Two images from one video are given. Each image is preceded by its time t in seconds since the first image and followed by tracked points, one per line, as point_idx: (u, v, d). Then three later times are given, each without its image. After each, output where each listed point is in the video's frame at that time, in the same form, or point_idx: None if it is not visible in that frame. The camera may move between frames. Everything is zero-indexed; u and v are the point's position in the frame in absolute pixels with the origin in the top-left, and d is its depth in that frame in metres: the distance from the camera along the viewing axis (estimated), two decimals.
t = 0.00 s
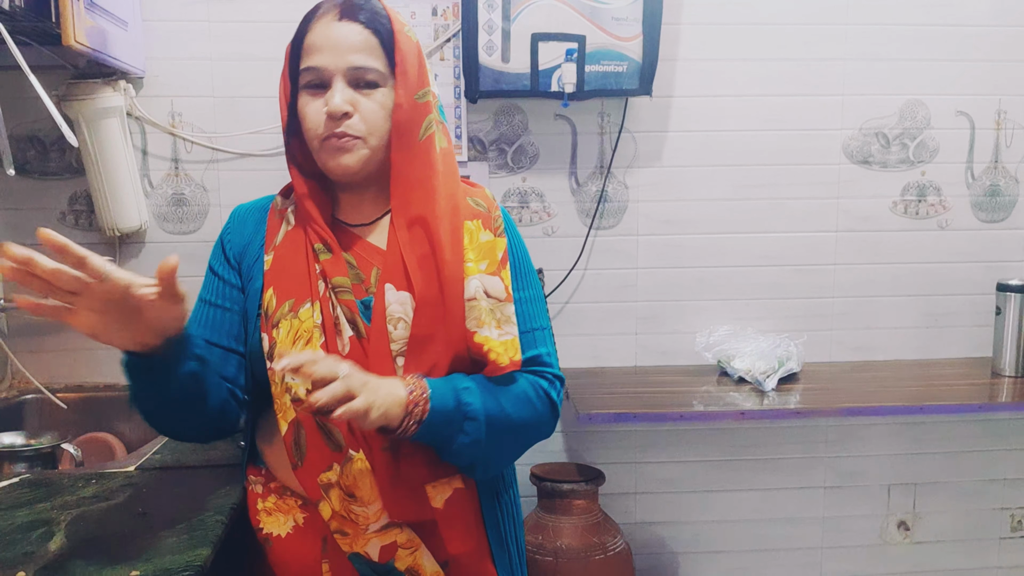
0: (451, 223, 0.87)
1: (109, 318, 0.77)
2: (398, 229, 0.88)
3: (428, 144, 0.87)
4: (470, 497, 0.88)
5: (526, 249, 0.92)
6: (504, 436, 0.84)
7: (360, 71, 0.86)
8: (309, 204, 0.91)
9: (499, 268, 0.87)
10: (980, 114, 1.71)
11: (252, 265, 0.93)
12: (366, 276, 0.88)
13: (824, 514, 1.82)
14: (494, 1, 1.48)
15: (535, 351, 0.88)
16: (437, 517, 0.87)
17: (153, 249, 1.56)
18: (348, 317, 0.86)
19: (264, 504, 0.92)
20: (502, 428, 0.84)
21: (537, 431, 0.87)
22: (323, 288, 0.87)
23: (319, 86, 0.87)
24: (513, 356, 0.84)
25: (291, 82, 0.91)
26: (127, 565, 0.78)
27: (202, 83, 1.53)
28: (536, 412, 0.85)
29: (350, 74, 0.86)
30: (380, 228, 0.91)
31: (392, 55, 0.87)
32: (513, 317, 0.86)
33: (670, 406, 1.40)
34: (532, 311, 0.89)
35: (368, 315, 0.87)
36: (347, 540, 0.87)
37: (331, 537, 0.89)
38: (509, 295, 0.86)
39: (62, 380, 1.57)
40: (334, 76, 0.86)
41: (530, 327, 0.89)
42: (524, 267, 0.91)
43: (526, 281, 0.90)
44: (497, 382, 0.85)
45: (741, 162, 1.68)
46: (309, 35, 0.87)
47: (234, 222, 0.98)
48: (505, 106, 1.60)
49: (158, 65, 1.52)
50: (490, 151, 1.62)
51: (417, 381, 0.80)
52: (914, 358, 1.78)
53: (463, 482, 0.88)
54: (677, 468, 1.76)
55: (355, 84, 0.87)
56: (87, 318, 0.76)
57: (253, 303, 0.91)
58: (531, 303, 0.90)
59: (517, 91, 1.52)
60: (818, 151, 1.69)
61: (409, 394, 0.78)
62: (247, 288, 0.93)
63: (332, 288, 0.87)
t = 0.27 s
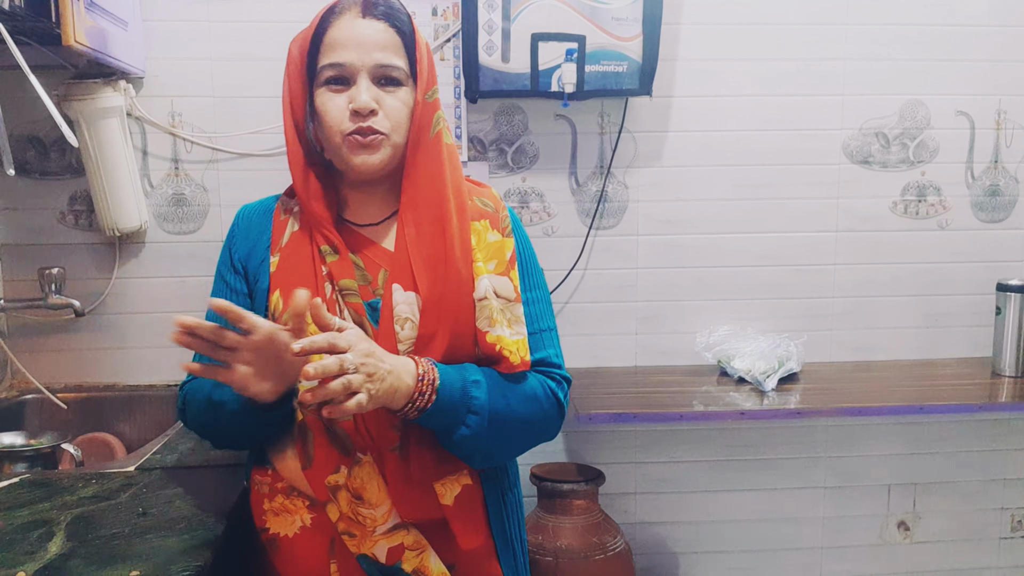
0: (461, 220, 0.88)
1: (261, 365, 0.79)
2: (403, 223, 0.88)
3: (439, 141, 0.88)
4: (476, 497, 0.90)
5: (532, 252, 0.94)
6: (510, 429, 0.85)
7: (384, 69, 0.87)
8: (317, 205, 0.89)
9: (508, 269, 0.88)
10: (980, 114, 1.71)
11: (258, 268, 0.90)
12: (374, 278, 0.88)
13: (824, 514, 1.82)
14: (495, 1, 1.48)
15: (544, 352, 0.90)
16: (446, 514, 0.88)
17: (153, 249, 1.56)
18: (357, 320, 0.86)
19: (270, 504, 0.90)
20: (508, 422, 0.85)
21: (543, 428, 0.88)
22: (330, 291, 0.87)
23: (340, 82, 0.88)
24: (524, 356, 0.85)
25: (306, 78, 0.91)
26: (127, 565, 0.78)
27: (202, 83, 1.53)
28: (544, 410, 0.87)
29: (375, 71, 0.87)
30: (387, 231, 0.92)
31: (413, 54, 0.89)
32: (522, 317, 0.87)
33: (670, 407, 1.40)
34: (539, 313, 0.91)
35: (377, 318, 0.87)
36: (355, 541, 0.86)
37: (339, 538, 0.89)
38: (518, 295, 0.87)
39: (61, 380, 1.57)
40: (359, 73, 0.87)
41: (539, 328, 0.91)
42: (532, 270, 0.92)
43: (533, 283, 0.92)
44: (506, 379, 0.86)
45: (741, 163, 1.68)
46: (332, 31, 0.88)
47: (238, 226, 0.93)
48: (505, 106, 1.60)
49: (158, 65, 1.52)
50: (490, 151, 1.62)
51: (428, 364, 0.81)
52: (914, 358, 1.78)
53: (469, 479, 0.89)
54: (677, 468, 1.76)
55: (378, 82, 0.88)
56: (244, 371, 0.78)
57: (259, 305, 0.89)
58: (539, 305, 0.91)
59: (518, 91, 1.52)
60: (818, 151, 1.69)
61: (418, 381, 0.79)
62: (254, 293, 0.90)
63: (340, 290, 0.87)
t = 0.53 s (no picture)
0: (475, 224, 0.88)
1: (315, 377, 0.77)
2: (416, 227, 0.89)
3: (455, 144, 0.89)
4: (490, 493, 0.90)
5: (540, 252, 0.94)
6: (517, 431, 0.86)
7: (400, 70, 0.87)
8: (330, 205, 0.89)
9: (519, 270, 0.88)
10: (980, 114, 1.71)
11: (269, 267, 0.90)
12: (389, 278, 0.88)
13: (824, 514, 1.82)
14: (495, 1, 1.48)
15: (550, 352, 0.90)
16: (461, 509, 0.88)
17: (153, 249, 1.56)
18: (374, 320, 0.87)
19: (281, 505, 0.89)
20: (512, 424, 0.85)
21: (551, 427, 0.88)
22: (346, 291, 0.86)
23: (356, 82, 0.87)
24: (532, 357, 0.86)
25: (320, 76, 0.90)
26: (127, 565, 0.78)
27: (202, 83, 1.53)
28: (549, 412, 0.87)
29: (391, 73, 0.87)
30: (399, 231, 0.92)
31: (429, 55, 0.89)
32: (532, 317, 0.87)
33: (670, 407, 1.41)
34: (547, 312, 0.91)
35: (393, 317, 0.87)
36: (372, 541, 0.86)
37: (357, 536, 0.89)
38: (528, 294, 0.87)
39: (61, 380, 1.57)
40: (376, 75, 0.86)
41: (547, 327, 0.91)
42: (540, 269, 0.93)
43: (541, 282, 0.92)
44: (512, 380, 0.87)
45: (741, 163, 1.68)
46: (349, 31, 0.87)
47: (247, 224, 0.92)
48: (505, 106, 1.60)
49: (158, 65, 1.52)
50: (490, 151, 1.62)
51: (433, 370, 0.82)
52: (915, 358, 1.78)
53: (482, 475, 0.89)
54: (678, 468, 1.76)
55: (395, 84, 0.87)
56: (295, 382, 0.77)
57: (271, 306, 0.89)
58: (546, 304, 0.91)
59: (518, 91, 1.52)
60: (818, 151, 1.69)
61: (420, 386, 0.80)
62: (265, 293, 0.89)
63: (356, 290, 0.87)
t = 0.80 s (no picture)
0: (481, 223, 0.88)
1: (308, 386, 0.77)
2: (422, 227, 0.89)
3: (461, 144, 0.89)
4: (501, 492, 0.90)
5: (546, 252, 0.95)
6: (530, 431, 0.86)
7: (405, 69, 0.87)
8: (336, 205, 0.89)
9: (526, 269, 0.88)
10: (980, 114, 1.71)
11: (273, 270, 0.89)
12: (397, 278, 0.88)
13: (825, 514, 1.82)
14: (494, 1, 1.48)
15: (558, 351, 0.91)
16: (475, 509, 0.88)
17: (153, 249, 1.56)
18: (384, 321, 0.86)
19: (290, 507, 0.89)
20: (527, 425, 0.85)
21: (561, 426, 0.89)
22: (355, 291, 0.86)
23: (360, 82, 0.88)
24: (544, 355, 0.86)
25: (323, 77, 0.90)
26: (126, 565, 0.78)
27: (202, 83, 1.53)
28: (560, 410, 0.88)
29: (395, 72, 0.87)
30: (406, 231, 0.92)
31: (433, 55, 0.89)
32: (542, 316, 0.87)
33: (671, 407, 1.41)
34: (556, 311, 0.92)
35: (402, 318, 0.87)
36: (385, 541, 0.86)
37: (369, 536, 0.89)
38: (536, 293, 0.88)
39: (61, 380, 1.57)
40: (380, 74, 0.87)
41: (556, 326, 0.91)
42: (548, 269, 0.93)
43: (548, 282, 0.93)
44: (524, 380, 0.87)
45: (741, 163, 1.68)
46: (352, 31, 0.87)
47: (249, 226, 0.92)
48: (505, 106, 1.60)
49: (159, 65, 1.52)
50: (490, 151, 1.62)
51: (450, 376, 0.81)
52: (915, 358, 1.78)
53: (493, 475, 0.89)
54: (678, 468, 1.76)
55: (398, 82, 0.88)
56: (292, 397, 0.77)
57: (276, 308, 0.88)
58: (553, 304, 0.92)
59: (517, 91, 1.52)
60: (818, 151, 1.69)
61: (439, 394, 0.79)
62: (269, 296, 0.89)
63: (366, 290, 0.86)
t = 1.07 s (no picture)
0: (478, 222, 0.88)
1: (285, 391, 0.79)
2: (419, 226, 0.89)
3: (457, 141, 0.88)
4: (499, 494, 0.90)
5: (546, 252, 0.94)
6: (530, 432, 0.85)
7: (400, 68, 0.87)
8: (334, 205, 0.89)
9: (524, 270, 0.87)
10: (980, 114, 1.71)
11: (273, 271, 0.90)
12: (394, 280, 0.89)
13: (824, 514, 1.82)
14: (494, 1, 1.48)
15: (558, 351, 0.91)
16: (470, 513, 0.88)
17: (153, 249, 1.56)
18: (380, 321, 0.86)
19: (291, 507, 0.89)
20: (527, 425, 0.85)
21: (561, 427, 0.89)
22: (352, 292, 0.86)
23: (355, 81, 0.87)
24: (543, 356, 0.85)
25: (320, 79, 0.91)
26: (126, 564, 0.78)
27: (202, 83, 1.53)
28: (560, 411, 0.88)
29: (389, 71, 0.87)
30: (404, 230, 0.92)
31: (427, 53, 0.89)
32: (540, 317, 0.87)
33: (670, 407, 1.41)
34: (555, 312, 0.92)
35: (399, 318, 0.87)
36: (383, 543, 0.86)
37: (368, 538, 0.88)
38: (536, 293, 0.87)
39: (61, 380, 1.57)
40: (374, 73, 0.86)
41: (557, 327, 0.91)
42: (548, 269, 0.93)
43: (549, 282, 0.93)
44: (524, 380, 0.86)
45: (741, 163, 1.68)
46: (347, 32, 0.87)
47: (249, 226, 0.92)
48: (505, 106, 1.60)
49: (159, 65, 1.52)
50: (490, 151, 1.62)
51: (451, 376, 0.80)
52: (915, 358, 1.78)
53: (490, 478, 0.89)
54: (678, 468, 1.76)
55: (393, 81, 0.87)
56: (270, 404, 0.77)
57: (275, 310, 0.89)
58: (554, 305, 0.92)
59: (517, 91, 1.52)
60: (818, 151, 1.69)
61: (441, 394, 0.78)
62: (269, 297, 0.90)
63: (363, 291, 0.87)
